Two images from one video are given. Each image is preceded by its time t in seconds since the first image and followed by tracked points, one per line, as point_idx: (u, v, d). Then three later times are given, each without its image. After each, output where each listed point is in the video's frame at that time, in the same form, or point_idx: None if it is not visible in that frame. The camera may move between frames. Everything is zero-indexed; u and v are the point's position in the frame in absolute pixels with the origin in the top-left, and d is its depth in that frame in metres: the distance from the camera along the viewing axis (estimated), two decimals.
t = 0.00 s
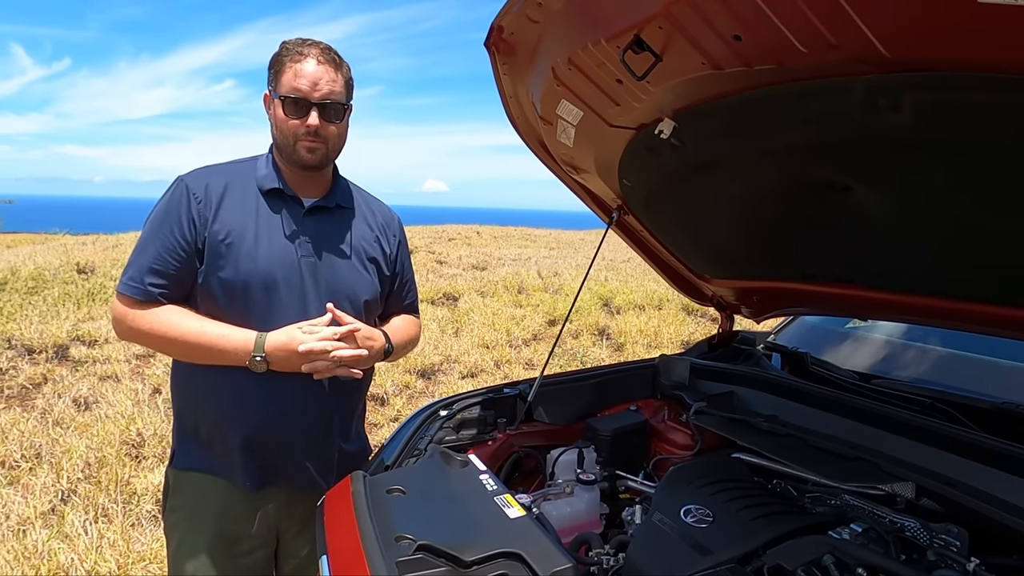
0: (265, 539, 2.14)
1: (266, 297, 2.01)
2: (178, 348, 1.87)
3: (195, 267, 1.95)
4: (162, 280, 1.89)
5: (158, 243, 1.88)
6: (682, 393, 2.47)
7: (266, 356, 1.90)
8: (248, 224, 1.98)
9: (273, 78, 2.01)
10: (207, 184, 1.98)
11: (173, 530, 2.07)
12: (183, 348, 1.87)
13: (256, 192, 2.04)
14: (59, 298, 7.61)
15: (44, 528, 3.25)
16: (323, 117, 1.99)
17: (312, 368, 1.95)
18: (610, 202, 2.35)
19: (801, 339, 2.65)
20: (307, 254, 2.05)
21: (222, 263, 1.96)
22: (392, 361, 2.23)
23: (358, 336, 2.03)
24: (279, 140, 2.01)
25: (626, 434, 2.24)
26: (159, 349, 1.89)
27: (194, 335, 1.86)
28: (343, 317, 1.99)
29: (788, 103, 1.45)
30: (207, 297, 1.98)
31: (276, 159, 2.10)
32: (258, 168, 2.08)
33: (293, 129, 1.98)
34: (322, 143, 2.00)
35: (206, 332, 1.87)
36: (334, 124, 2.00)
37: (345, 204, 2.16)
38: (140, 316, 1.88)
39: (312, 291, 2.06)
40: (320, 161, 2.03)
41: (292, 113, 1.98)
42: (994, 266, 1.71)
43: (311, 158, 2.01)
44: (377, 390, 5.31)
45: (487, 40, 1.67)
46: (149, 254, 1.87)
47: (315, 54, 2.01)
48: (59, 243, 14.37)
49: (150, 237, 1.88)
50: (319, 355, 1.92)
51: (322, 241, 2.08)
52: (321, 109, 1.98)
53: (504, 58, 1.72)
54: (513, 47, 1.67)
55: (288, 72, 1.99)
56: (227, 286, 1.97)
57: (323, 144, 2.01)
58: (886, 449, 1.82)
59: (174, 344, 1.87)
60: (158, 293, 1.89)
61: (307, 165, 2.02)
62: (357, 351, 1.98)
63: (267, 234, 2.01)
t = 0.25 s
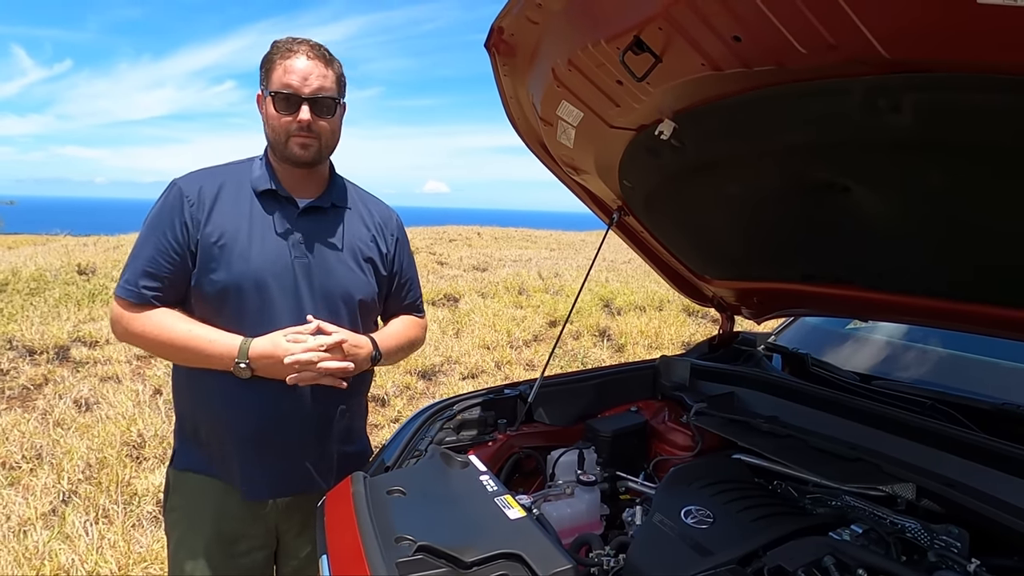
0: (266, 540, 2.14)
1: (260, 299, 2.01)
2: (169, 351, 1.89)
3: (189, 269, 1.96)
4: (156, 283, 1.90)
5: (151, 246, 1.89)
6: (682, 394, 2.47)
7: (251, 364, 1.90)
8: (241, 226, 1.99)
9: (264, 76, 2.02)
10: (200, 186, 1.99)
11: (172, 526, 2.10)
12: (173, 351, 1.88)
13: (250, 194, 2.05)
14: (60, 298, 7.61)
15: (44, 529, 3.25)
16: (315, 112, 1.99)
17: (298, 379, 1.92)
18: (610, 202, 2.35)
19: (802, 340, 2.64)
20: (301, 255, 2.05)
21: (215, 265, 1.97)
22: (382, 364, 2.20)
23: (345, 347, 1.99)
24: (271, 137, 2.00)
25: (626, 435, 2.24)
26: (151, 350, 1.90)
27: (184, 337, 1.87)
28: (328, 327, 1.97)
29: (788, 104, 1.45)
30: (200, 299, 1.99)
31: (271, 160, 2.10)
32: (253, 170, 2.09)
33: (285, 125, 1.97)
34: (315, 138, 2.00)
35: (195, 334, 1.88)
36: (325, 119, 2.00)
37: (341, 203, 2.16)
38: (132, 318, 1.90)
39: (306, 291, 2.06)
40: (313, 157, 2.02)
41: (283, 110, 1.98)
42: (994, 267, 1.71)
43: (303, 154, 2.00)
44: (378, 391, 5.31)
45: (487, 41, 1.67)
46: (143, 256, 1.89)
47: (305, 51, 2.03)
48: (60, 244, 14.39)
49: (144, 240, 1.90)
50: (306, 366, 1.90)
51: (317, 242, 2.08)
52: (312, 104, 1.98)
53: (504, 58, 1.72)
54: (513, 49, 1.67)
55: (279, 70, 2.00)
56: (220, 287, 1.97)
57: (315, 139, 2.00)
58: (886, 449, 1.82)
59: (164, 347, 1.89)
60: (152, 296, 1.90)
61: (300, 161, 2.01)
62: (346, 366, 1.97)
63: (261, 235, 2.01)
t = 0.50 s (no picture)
0: (267, 540, 2.14)
1: (260, 299, 2.01)
2: (169, 353, 1.90)
3: (189, 271, 1.96)
4: (156, 285, 1.91)
5: (151, 249, 1.89)
6: (686, 394, 2.47)
7: (252, 364, 1.91)
8: (240, 227, 1.99)
9: (263, 75, 2.01)
10: (199, 188, 1.98)
11: (177, 526, 2.09)
12: (174, 352, 1.90)
13: (249, 195, 2.05)
14: (65, 299, 7.64)
15: (49, 528, 3.26)
16: (318, 109, 1.99)
17: (298, 378, 1.95)
18: (613, 201, 2.35)
19: (806, 339, 2.64)
20: (301, 255, 2.05)
21: (214, 267, 1.97)
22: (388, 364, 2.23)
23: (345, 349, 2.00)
24: (273, 136, 2.00)
25: (629, 433, 2.24)
26: (152, 352, 1.92)
27: (184, 339, 1.89)
28: (329, 327, 1.99)
29: (792, 102, 1.45)
30: (202, 299, 2.00)
31: (270, 160, 2.11)
32: (251, 170, 2.09)
33: (288, 122, 1.97)
34: (318, 135, 2.00)
35: (195, 335, 1.90)
36: (328, 116, 2.01)
37: (340, 203, 2.16)
38: (134, 321, 1.91)
39: (307, 291, 2.06)
40: (316, 154, 2.02)
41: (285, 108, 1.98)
42: (999, 266, 1.71)
43: (307, 151, 2.00)
44: (381, 391, 5.32)
45: (490, 41, 1.67)
46: (143, 259, 1.89)
47: (304, 50, 2.04)
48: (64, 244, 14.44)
49: (143, 242, 1.90)
50: (307, 366, 1.92)
51: (317, 242, 2.08)
52: (315, 102, 1.99)
53: (507, 58, 1.72)
54: (516, 48, 1.67)
55: (278, 69, 2.01)
56: (220, 289, 1.97)
57: (318, 136, 2.00)
58: (891, 448, 1.82)
59: (165, 348, 1.90)
60: (152, 298, 1.91)
61: (303, 159, 2.01)
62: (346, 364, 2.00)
63: (260, 236, 2.01)
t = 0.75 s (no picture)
0: (278, 539, 2.16)
1: (269, 300, 2.03)
2: (180, 354, 1.92)
3: (197, 274, 1.98)
4: (166, 289, 1.93)
5: (159, 253, 1.91)
6: (693, 395, 2.48)
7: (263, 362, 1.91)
8: (248, 229, 2.00)
9: (273, 75, 2.01)
10: (205, 191, 1.99)
11: (185, 524, 2.11)
12: (185, 354, 1.91)
13: (255, 196, 2.05)
14: (75, 299, 7.71)
15: (60, 526, 3.30)
16: (332, 110, 2.02)
17: (312, 378, 1.93)
18: (620, 202, 2.35)
19: (814, 341, 2.64)
20: (308, 254, 2.07)
21: (223, 269, 1.98)
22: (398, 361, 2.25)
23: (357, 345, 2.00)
24: (285, 136, 2.00)
25: (636, 435, 2.24)
26: (163, 355, 1.94)
27: (194, 339, 1.91)
28: (341, 322, 1.98)
29: (800, 104, 1.45)
30: (211, 301, 2.01)
31: (276, 162, 2.12)
32: (256, 172, 2.10)
33: (302, 123, 1.98)
34: (332, 136, 2.03)
35: (206, 336, 1.91)
36: (341, 117, 2.04)
37: (344, 202, 2.18)
38: (145, 324, 1.93)
39: (315, 290, 2.08)
40: (329, 154, 2.05)
41: (299, 108, 1.99)
42: (1008, 268, 1.70)
43: (321, 151, 2.03)
44: (388, 391, 5.34)
45: (498, 44, 1.68)
46: (151, 263, 1.91)
47: (313, 51, 2.05)
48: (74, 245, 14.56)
49: (152, 247, 1.91)
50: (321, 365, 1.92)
51: (324, 241, 2.09)
52: (329, 103, 2.01)
53: (515, 60, 1.73)
54: (524, 51, 1.68)
55: (290, 69, 2.01)
56: (229, 291, 1.99)
57: (332, 137, 2.03)
58: (899, 451, 1.81)
59: (175, 350, 1.92)
60: (162, 302, 1.93)
61: (317, 159, 2.04)
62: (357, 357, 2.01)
63: (268, 236, 2.03)
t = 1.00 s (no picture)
0: (278, 537, 2.15)
1: (269, 298, 2.02)
2: (170, 356, 1.90)
3: (194, 274, 1.96)
4: (161, 289, 1.92)
5: (153, 253, 1.90)
6: (690, 394, 2.48)
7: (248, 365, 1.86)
8: (244, 227, 2.00)
9: (268, 71, 2.02)
10: (199, 190, 1.98)
11: (183, 525, 2.12)
12: (175, 356, 1.89)
13: (249, 194, 2.05)
14: (73, 296, 7.70)
15: (57, 523, 3.30)
16: (326, 105, 2.03)
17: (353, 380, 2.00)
18: (618, 201, 2.35)
19: (811, 341, 2.64)
20: (306, 251, 2.07)
21: (221, 268, 1.97)
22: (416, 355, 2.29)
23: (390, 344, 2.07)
24: (280, 132, 2.01)
25: (633, 434, 2.25)
26: (154, 357, 1.93)
27: (183, 343, 1.88)
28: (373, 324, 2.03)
29: (798, 103, 1.46)
30: (208, 301, 1.99)
31: (269, 158, 2.11)
32: (249, 170, 2.09)
33: (297, 118, 1.99)
34: (326, 132, 2.03)
35: (195, 339, 1.89)
36: (334, 113, 2.05)
37: (338, 198, 2.18)
38: (137, 325, 1.92)
39: (313, 287, 2.08)
40: (324, 150, 2.05)
41: (294, 104, 1.99)
42: (1006, 268, 1.71)
43: (316, 147, 2.03)
44: (387, 389, 5.34)
45: (497, 42, 1.68)
46: (146, 264, 1.90)
47: (307, 47, 2.07)
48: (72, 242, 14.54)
49: (147, 248, 1.91)
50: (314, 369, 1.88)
51: (320, 238, 2.10)
52: (324, 98, 2.02)
53: (514, 59, 1.73)
54: (523, 49, 1.68)
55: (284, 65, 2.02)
56: (228, 290, 1.97)
57: (326, 133, 2.04)
58: (895, 450, 1.82)
59: (165, 352, 1.90)
60: (157, 303, 1.92)
61: (311, 155, 2.04)
62: (355, 354, 2.05)
63: (265, 234, 2.02)
